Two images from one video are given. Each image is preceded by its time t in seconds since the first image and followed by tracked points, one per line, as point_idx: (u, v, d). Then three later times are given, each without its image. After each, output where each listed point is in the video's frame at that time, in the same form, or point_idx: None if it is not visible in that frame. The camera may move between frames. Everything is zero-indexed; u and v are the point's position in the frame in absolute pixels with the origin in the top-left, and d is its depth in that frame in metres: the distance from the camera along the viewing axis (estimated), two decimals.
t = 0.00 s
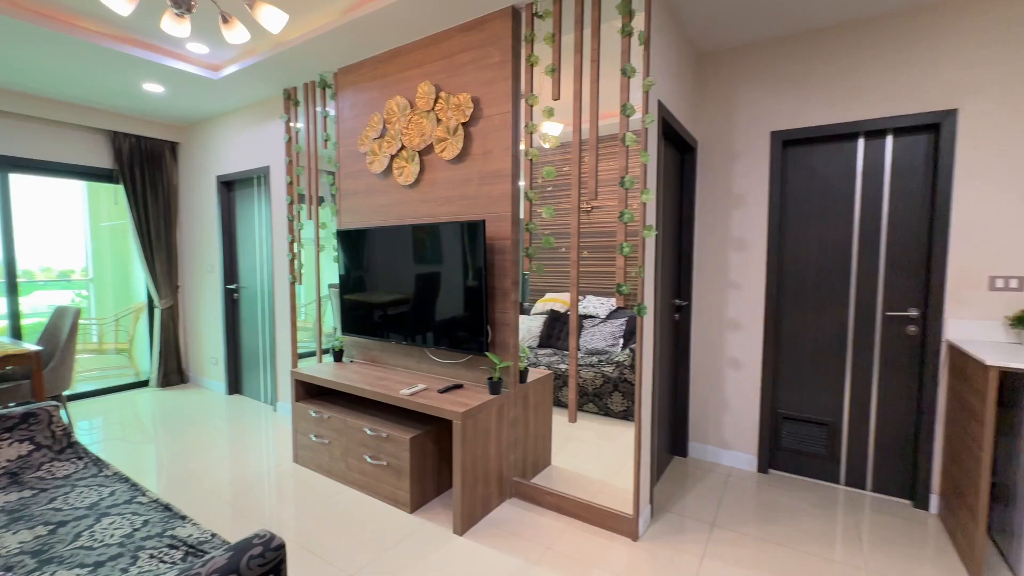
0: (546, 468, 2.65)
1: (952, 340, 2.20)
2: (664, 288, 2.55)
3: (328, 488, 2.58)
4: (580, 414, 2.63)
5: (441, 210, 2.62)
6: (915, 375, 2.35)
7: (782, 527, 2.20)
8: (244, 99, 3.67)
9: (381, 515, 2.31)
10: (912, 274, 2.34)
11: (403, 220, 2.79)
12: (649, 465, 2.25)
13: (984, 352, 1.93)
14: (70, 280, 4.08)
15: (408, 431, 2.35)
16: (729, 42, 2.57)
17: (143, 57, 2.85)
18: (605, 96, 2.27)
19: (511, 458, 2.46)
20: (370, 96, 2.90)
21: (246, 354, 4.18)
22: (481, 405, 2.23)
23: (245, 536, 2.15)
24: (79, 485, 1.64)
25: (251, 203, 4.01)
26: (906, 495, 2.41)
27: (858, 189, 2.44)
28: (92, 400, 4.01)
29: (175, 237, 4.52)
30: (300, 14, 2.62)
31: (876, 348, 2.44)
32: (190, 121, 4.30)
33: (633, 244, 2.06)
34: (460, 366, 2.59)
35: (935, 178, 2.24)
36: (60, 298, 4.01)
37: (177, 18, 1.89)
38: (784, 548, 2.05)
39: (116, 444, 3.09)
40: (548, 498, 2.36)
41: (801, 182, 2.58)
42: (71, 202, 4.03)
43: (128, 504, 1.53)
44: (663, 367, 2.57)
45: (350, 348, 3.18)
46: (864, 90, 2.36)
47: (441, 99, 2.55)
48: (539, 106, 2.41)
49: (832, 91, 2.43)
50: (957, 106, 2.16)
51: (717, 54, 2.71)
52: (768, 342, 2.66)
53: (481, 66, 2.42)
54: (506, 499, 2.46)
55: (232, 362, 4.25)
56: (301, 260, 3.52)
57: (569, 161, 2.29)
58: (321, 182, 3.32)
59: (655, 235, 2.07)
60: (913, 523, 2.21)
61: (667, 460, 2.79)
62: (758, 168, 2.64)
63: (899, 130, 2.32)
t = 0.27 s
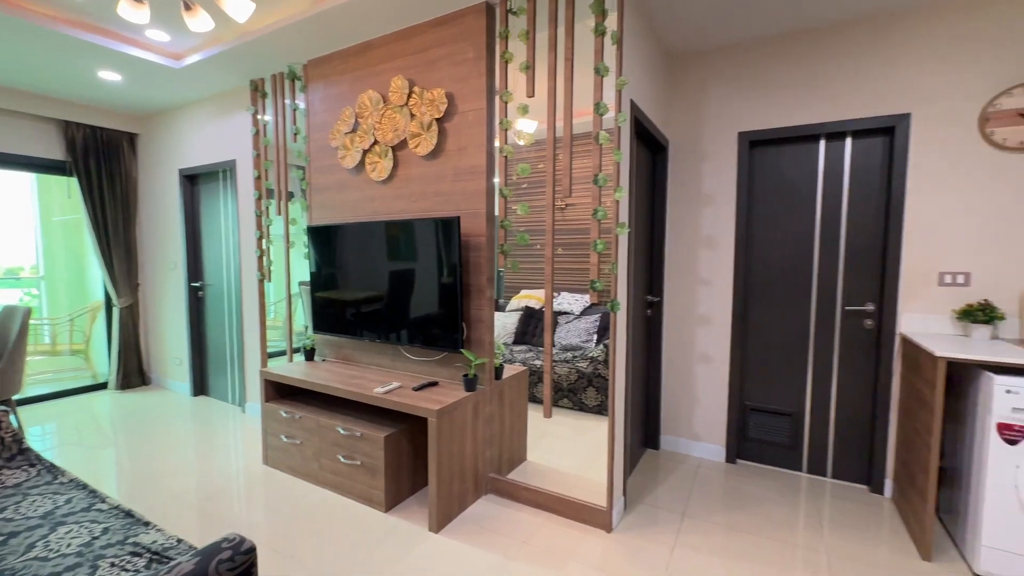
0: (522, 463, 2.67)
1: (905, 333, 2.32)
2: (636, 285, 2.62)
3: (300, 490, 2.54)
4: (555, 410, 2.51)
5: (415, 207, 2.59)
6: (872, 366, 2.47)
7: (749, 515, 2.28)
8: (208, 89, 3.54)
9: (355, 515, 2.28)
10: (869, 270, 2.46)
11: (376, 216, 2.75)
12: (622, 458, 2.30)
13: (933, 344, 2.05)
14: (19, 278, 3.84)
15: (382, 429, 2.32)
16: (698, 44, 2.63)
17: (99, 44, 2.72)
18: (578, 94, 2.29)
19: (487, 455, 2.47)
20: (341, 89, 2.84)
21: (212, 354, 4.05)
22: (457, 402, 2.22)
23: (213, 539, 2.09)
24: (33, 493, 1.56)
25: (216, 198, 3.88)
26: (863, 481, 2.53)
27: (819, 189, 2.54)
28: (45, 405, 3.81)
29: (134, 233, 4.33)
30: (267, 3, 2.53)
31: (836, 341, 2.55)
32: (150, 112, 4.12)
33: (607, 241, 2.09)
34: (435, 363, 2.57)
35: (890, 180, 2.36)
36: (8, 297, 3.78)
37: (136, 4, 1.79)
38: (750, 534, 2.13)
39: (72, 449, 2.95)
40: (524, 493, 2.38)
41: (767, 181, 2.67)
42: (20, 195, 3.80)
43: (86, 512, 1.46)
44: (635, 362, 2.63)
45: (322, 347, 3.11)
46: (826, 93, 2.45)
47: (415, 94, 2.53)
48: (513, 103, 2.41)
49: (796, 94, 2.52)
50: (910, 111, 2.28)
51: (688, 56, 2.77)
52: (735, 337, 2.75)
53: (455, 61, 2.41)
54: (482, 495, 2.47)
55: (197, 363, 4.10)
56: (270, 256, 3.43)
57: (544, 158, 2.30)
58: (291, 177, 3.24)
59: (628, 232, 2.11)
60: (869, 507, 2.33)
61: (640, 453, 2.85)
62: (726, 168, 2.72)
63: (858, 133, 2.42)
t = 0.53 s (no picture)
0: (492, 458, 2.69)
1: (855, 324, 2.44)
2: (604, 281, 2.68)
3: (265, 492, 2.47)
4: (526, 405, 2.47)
5: (382, 202, 2.55)
6: (825, 357, 2.60)
7: (712, 502, 2.37)
8: (161, 77, 3.36)
9: (323, 516, 2.24)
10: (823, 265, 2.58)
11: (343, 211, 2.68)
12: (591, 450, 2.34)
13: (880, 335, 2.17)
14: None
15: (350, 428, 2.28)
16: (664, 44, 2.69)
17: (39, 25, 2.54)
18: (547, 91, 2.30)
19: (457, 451, 2.46)
20: (305, 80, 2.76)
21: (169, 354, 3.87)
22: (427, 399, 2.21)
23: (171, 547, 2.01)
24: None
25: (171, 191, 3.70)
26: (817, 466, 2.67)
27: (778, 188, 2.65)
28: None
29: (82, 228, 4.08)
30: None
31: (793, 333, 2.67)
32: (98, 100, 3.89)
33: (575, 238, 2.12)
34: (404, 360, 2.55)
35: (842, 179, 2.48)
36: None
37: None
38: (713, 521, 2.21)
39: (14, 458, 2.77)
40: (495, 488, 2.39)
41: (729, 180, 2.76)
42: None
43: (30, 523, 1.38)
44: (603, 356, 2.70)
45: (286, 345, 3.03)
46: (783, 95, 2.55)
47: (382, 87, 2.48)
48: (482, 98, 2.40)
49: (756, 96, 2.61)
50: (860, 114, 2.40)
51: (654, 56, 2.83)
52: (700, 330, 2.83)
53: (423, 54, 2.37)
54: (453, 491, 2.46)
55: (152, 364, 3.92)
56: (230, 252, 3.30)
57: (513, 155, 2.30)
58: (252, 170, 3.13)
59: (596, 229, 2.15)
60: (823, 490, 2.46)
61: (609, 445, 2.91)
62: (690, 166, 2.79)
63: (813, 134, 2.54)
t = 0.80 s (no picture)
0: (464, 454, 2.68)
1: (813, 317, 2.55)
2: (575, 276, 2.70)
3: (228, 496, 2.38)
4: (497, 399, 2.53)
5: (349, 195, 2.49)
6: (785, 348, 2.70)
7: (679, 490, 2.43)
8: (111, 62, 3.18)
9: (289, 518, 2.18)
10: (783, 260, 2.67)
11: (308, 206, 2.61)
12: (562, 444, 2.36)
13: (836, 326, 2.27)
14: None
15: (317, 428, 2.23)
16: (632, 41, 2.72)
17: None
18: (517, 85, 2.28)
19: (428, 448, 2.44)
20: (266, 69, 2.66)
21: (123, 356, 3.68)
22: (396, 396, 2.18)
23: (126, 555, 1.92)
24: None
25: (123, 184, 3.52)
26: (777, 453, 2.77)
27: (741, 185, 2.72)
28: None
29: (24, 222, 3.83)
30: None
31: (755, 326, 2.76)
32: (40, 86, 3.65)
33: (545, 233, 2.10)
34: (373, 358, 2.50)
35: (801, 176, 2.57)
36: None
37: None
38: (680, 509, 2.27)
39: None
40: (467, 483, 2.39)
41: (695, 176, 2.82)
42: None
43: None
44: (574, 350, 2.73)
45: (250, 344, 2.93)
46: (746, 94, 2.62)
47: (347, 78, 2.41)
48: (451, 91, 2.37)
49: (720, 94, 2.68)
50: (817, 114, 2.50)
51: (622, 53, 2.86)
52: (667, 324, 2.90)
53: (390, 45, 2.32)
54: (424, 488, 2.44)
55: (104, 366, 3.72)
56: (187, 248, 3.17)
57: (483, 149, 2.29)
58: (210, 162, 3.02)
59: (566, 224, 2.15)
60: (783, 476, 2.56)
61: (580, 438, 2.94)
62: (658, 163, 2.84)
63: (773, 132, 2.62)
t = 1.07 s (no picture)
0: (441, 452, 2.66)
1: (781, 311, 2.63)
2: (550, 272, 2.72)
3: (195, 501, 2.31)
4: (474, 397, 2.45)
5: (320, 191, 2.43)
6: (755, 341, 2.78)
7: (654, 483, 2.47)
8: (63, 50, 3.02)
9: (261, 522, 2.13)
10: (752, 256, 2.74)
11: (277, 201, 2.54)
12: (539, 440, 2.37)
13: (802, 320, 2.35)
14: None
15: (289, 429, 2.18)
16: (606, 38, 2.73)
17: None
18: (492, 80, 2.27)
19: (404, 447, 2.42)
20: (232, 59, 2.56)
21: (81, 358, 3.51)
22: (371, 395, 2.14)
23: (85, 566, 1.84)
24: None
25: (79, 178, 3.35)
26: (748, 443, 2.85)
27: (712, 182, 2.78)
28: None
29: None
30: None
31: (726, 320, 2.82)
32: None
33: (520, 229, 2.11)
34: (347, 357, 2.45)
35: (769, 174, 2.64)
36: None
37: None
38: (654, 500, 2.31)
39: None
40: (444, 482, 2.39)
41: (668, 174, 2.86)
42: None
43: None
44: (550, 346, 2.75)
45: (218, 345, 2.83)
46: (716, 93, 2.67)
47: (317, 70, 2.35)
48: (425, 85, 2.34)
49: (691, 93, 2.72)
50: (785, 113, 2.56)
51: (597, 50, 2.87)
52: (641, 319, 2.94)
53: (362, 37, 2.27)
54: (401, 488, 2.42)
55: (61, 369, 3.54)
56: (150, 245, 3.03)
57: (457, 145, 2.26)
58: (173, 155, 2.89)
59: (541, 220, 2.16)
60: (753, 465, 2.64)
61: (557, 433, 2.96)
62: (632, 160, 2.87)
63: (743, 131, 2.68)
